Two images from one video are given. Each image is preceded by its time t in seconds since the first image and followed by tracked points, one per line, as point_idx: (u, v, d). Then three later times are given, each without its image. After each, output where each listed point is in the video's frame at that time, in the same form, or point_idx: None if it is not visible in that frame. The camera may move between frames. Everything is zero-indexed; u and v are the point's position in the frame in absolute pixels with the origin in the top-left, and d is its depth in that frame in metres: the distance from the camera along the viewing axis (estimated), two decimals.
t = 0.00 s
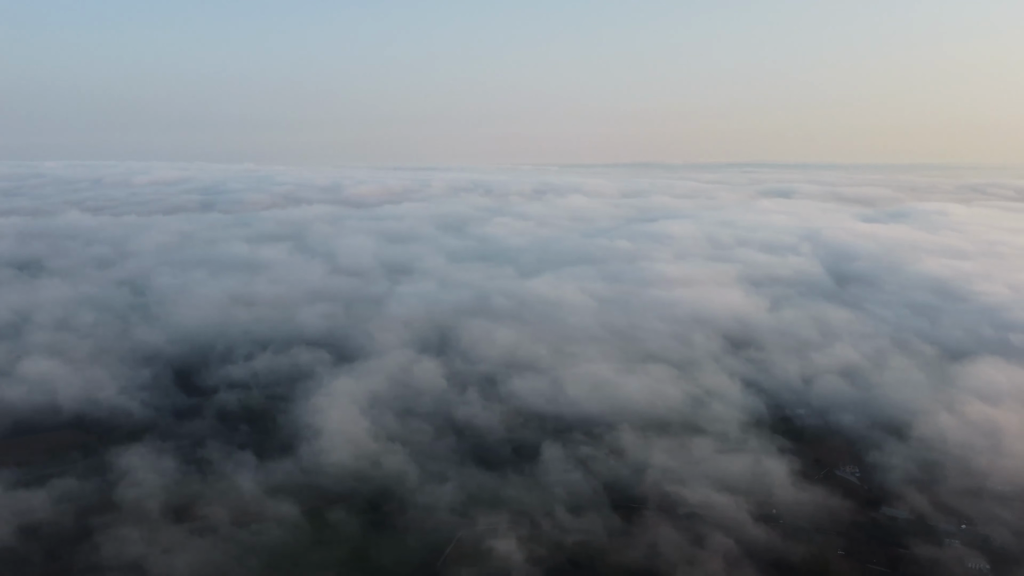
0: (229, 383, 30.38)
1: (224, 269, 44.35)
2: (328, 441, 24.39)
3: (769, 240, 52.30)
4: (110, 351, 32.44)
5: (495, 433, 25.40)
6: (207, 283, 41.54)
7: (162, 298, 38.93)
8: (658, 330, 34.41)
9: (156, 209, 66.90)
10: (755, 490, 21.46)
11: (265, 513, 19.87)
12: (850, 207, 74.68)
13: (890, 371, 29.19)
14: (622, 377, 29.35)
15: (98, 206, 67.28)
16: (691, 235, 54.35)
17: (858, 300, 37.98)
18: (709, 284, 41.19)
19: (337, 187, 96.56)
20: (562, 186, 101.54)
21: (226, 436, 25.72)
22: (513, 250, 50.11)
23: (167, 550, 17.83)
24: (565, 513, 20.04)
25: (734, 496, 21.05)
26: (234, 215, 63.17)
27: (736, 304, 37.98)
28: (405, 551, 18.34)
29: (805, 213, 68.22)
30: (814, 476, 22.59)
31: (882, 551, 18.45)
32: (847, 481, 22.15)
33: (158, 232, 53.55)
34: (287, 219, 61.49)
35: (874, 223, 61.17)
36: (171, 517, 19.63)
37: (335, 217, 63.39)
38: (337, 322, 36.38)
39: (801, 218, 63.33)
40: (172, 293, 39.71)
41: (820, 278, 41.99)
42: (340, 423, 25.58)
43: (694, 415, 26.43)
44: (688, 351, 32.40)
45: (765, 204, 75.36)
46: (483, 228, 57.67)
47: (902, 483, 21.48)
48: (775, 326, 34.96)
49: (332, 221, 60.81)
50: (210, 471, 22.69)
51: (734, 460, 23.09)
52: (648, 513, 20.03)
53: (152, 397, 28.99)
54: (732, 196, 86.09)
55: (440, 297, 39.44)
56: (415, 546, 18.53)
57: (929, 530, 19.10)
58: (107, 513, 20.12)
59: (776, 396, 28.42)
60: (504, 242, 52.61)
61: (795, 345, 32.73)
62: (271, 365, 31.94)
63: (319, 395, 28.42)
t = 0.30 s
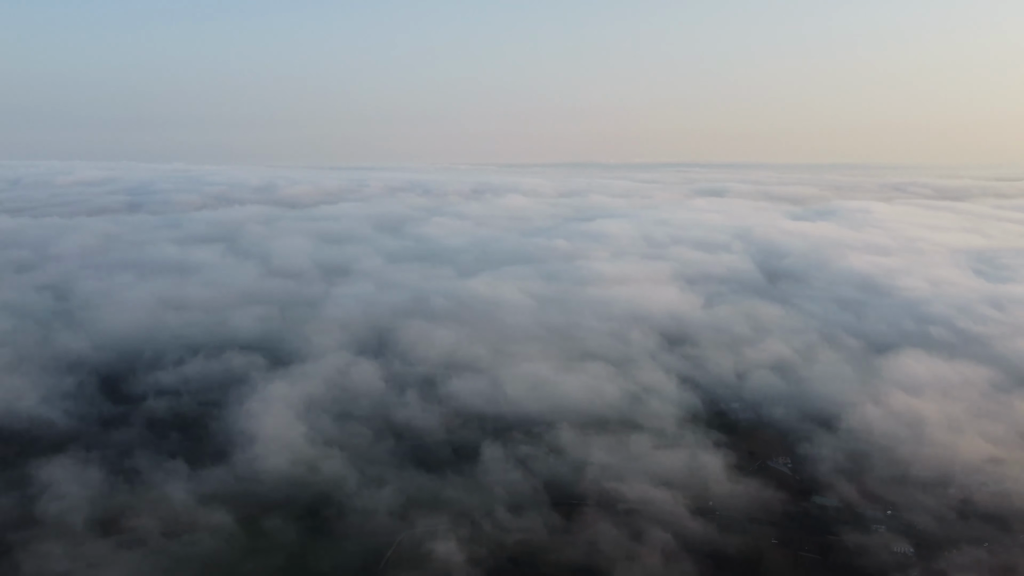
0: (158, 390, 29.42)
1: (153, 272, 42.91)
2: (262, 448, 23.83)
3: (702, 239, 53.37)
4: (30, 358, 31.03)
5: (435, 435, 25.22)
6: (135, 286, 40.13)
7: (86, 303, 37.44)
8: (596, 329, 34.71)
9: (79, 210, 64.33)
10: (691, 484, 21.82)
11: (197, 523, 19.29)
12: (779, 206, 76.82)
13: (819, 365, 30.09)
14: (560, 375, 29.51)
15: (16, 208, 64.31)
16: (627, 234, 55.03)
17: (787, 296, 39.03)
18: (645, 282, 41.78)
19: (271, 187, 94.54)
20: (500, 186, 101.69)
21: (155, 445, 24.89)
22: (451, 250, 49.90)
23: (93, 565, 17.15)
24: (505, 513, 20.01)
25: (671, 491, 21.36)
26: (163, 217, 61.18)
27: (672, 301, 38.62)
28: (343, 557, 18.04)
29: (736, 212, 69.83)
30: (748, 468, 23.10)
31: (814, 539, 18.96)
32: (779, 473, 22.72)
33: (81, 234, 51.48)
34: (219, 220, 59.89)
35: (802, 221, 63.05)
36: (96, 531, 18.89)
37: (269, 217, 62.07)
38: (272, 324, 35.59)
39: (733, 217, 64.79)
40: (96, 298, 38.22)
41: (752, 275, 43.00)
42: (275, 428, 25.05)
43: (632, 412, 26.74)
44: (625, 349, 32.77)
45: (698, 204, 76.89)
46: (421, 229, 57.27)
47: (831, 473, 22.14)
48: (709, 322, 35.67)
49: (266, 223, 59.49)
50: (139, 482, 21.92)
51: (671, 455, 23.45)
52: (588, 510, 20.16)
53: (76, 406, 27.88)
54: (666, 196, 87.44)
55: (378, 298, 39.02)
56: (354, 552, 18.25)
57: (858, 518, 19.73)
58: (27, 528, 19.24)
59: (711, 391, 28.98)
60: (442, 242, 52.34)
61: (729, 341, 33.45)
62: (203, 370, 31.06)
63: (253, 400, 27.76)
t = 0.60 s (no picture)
0: (80, 399, 28.27)
1: (73, 276, 41.19)
2: (192, 457, 23.12)
3: (636, 237, 54.13)
4: None
5: (371, 439, 24.90)
6: (54, 291, 38.45)
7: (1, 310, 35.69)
8: (532, 328, 34.83)
9: None
10: (628, 480, 22.07)
11: (123, 536, 18.58)
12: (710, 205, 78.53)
13: (750, 360, 30.83)
14: (498, 375, 29.50)
15: None
16: (563, 234, 55.43)
17: (719, 293, 39.91)
18: (581, 281, 42.13)
19: (199, 187, 91.97)
20: (436, 186, 101.23)
21: (78, 457, 23.90)
22: (387, 251, 49.39)
23: None
24: (444, 515, 19.87)
25: (608, 487, 21.56)
26: (84, 218, 58.82)
27: (607, 299, 39.04)
28: (277, 566, 17.63)
29: (669, 211, 71.05)
30: (683, 463, 23.50)
31: (746, 531, 19.40)
32: (713, 466, 23.18)
33: None
34: (144, 221, 57.92)
35: (732, 219, 64.60)
36: (14, 547, 18.02)
37: (197, 219, 60.35)
38: (201, 329, 34.58)
39: (666, 216, 65.93)
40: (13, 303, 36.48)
41: (685, 273, 43.81)
42: (205, 436, 24.33)
43: (569, 410, 26.90)
44: (561, 348, 32.98)
45: (632, 203, 77.98)
46: (356, 229, 56.53)
47: (763, 465, 22.70)
48: (643, 320, 36.17)
49: (194, 224, 57.82)
50: (60, 496, 21.00)
51: (607, 452, 23.67)
52: (526, 509, 20.19)
53: None
54: (601, 195, 88.43)
55: (312, 301, 38.34)
56: (288, 560, 17.86)
57: (788, 509, 20.24)
58: None
59: (646, 388, 29.40)
60: (377, 243, 51.77)
61: (663, 338, 34.00)
62: (128, 378, 29.98)
63: (181, 408, 26.92)
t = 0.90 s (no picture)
0: None
1: None
2: (119, 467, 22.29)
3: (574, 236, 54.53)
4: None
5: (308, 443, 24.44)
6: None
7: None
8: (471, 328, 34.72)
9: None
10: (568, 478, 22.18)
11: (46, 552, 17.77)
12: (646, 204, 79.70)
13: (685, 356, 31.36)
14: (437, 376, 29.30)
15: None
16: (501, 233, 55.47)
17: (655, 291, 40.51)
18: (519, 280, 42.21)
19: (126, 187, 88.96)
20: (373, 186, 100.14)
21: None
22: (322, 252, 48.59)
23: None
24: (383, 519, 19.62)
25: (548, 486, 21.63)
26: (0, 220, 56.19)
27: (545, 298, 39.22)
28: None
29: (605, 210, 71.78)
30: (621, 459, 23.75)
31: (684, 524, 19.71)
32: (651, 462, 23.48)
33: None
34: (67, 223, 55.69)
35: (666, 218, 65.73)
36: None
37: (124, 220, 58.29)
38: (128, 334, 33.39)
39: (602, 215, 66.61)
40: None
41: (622, 271, 44.32)
42: (133, 445, 23.49)
43: (508, 410, 26.90)
44: (500, 347, 32.98)
45: (569, 202, 78.49)
46: (290, 230, 55.44)
47: (699, 459, 23.10)
48: (581, 319, 36.45)
49: (120, 225, 55.87)
50: None
51: (547, 451, 23.74)
52: (467, 510, 20.09)
53: None
54: (538, 195, 88.81)
55: (245, 304, 37.43)
56: (222, 571, 17.38)
57: (724, 502, 20.64)
58: None
59: (585, 385, 29.62)
60: (313, 244, 50.89)
61: (601, 335, 34.31)
62: (50, 386, 28.73)
63: (108, 417, 25.93)
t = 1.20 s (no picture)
0: None
1: None
2: (42, 479, 21.31)
3: (512, 236, 54.61)
4: None
5: (243, 451, 23.82)
6: None
7: None
8: (411, 329, 34.42)
9: None
10: (509, 478, 22.16)
11: None
12: (584, 203, 80.41)
13: (624, 354, 31.71)
14: (376, 379, 28.94)
15: None
16: (440, 233, 55.18)
17: (593, 290, 40.85)
18: (458, 280, 42.05)
19: (47, 188, 85.46)
20: (308, 186, 98.58)
21: None
22: (256, 253, 47.51)
23: None
24: (322, 525, 19.25)
25: (490, 486, 21.56)
26: None
27: (485, 299, 39.14)
28: None
29: (544, 209, 72.11)
30: (562, 458, 23.85)
31: (625, 521, 19.87)
32: (592, 460, 23.65)
33: None
34: None
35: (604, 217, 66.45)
36: None
37: (45, 222, 55.98)
38: (50, 341, 31.99)
39: (540, 215, 66.89)
40: None
41: (560, 271, 44.57)
42: (57, 457, 22.48)
43: (448, 411, 26.74)
44: (440, 348, 32.77)
45: (507, 202, 78.58)
46: (222, 232, 54.04)
47: (639, 455, 23.37)
48: (521, 318, 36.51)
49: (41, 227, 53.60)
50: None
51: (488, 452, 23.68)
52: (408, 513, 19.86)
53: None
54: (476, 194, 88.71)
55: (176, 308, 36.31)
56: None
57: (663, 497, 20.91)
58: None
59: (525, 385, 29.67)
60: (246, 245, 49.74)
61: (540, 335, 34.42)
62: None
63: (29, 427, 24.77)
